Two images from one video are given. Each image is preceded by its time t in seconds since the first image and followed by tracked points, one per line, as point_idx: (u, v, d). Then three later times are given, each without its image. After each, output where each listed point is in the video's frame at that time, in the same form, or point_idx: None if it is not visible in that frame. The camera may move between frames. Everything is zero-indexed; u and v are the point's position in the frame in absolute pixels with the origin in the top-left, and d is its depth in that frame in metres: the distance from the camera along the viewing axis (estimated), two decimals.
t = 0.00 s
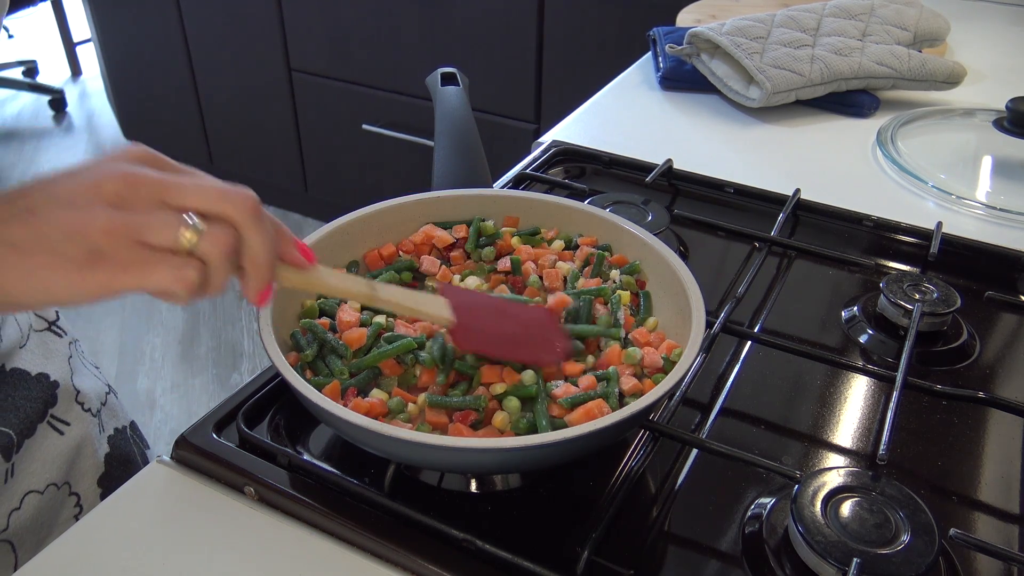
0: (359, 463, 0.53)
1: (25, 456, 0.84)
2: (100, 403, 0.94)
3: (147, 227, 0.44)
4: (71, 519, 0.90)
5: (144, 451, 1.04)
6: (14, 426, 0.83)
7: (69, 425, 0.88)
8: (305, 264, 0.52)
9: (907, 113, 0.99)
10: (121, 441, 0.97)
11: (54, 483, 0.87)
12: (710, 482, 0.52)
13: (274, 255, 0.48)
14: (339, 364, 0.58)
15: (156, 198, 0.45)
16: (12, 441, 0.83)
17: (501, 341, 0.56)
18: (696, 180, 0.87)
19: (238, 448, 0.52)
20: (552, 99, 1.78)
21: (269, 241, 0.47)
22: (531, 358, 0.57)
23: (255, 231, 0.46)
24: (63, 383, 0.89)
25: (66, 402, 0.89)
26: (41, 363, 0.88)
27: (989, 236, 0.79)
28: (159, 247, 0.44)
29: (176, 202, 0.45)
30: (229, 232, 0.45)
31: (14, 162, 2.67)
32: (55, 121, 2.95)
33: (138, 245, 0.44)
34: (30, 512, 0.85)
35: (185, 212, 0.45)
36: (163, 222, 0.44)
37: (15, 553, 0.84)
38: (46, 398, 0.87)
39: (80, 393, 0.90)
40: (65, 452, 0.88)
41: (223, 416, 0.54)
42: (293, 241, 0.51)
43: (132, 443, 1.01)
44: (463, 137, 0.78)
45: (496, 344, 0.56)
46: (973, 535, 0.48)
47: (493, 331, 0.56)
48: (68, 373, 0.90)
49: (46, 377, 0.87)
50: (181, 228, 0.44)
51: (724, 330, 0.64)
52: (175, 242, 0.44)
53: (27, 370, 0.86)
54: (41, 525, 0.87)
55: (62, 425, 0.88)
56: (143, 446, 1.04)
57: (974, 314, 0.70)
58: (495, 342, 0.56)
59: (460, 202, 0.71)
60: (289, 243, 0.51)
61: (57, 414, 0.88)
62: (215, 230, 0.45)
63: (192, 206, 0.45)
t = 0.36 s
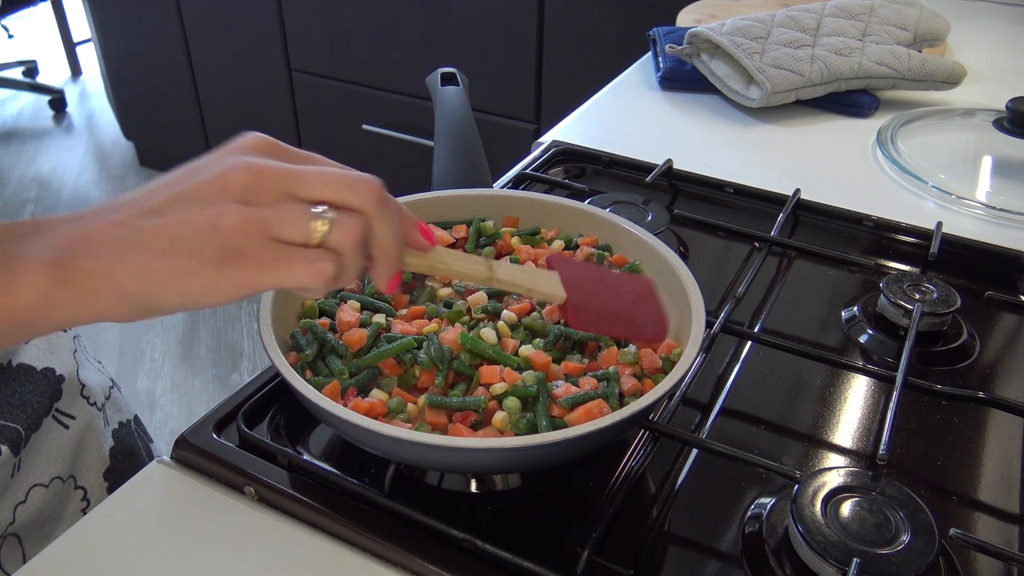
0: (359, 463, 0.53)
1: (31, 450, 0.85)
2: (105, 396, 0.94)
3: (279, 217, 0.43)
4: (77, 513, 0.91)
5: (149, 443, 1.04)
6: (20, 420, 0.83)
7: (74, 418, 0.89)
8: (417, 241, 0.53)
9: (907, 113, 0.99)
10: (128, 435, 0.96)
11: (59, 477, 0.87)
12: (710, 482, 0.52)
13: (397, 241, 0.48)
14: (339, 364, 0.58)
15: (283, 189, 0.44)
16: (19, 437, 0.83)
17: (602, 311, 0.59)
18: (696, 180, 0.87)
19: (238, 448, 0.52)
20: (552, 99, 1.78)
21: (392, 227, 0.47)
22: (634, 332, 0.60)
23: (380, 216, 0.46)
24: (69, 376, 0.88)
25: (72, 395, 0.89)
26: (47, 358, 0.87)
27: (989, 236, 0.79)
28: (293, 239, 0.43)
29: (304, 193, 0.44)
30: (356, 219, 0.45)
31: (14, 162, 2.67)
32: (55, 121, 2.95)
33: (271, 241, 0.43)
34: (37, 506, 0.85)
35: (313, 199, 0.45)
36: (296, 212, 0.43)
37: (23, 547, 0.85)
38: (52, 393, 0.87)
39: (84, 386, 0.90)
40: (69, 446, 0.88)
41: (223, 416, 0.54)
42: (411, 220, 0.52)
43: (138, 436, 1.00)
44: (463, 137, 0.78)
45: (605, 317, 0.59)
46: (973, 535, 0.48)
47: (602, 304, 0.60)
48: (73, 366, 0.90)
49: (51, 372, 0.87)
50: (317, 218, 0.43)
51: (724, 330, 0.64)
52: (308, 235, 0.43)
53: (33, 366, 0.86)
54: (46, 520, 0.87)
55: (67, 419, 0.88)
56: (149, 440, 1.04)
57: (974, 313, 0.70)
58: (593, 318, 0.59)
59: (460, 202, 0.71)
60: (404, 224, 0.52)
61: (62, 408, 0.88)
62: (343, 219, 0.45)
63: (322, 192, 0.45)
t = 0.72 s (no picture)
0: (359, 463, 0.53)
1: (31, 449, 0.85)
2: (103, 394, 0.94)
3: (120, 214, 0.40)
4: (77, 510, 0.91)
5: (146, 440, 1.04)
6: (21, 419, 0.83)
7: (74, 416, 0.88)
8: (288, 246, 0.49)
9: (907, 113, 0.99)
10: (126, 433, 0.97)
11: (59, 476, 0.87)
12: (710, 482, 0.52)
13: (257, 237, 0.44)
14: (339, 364, 0.58)
15: (120, 181, 0.40)
16: (21, 437, 0.83)
17: (493, 317, 0.59)
18: (696, 180, 0.87)
19: (238, 448, 0.52)
20: (552, 99, 1.78)
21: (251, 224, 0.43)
22: (535, 337, 0.60)
23: (236, 217, 0.42)
24: (68, 375, 0.88)
25: (71, 394, 0.88)
26: (45, 357, 0.87)
27: (989, 236, 0.79)
28: (137, 244, 0.40)
29: (141, 185, 0.40)
30: (209, 214, 0.41)
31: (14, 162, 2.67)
32: (55, 121, 2.95)
33: (111, 243, 0.41)
34: (36, 505, 0.85)
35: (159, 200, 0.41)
36: (136, 209, 0.40)
37: (23, 546, 0.85)
38: (52, 391, 0.86)
39: (84, 385, 0.90)
40: (68, 444, 0.88)
41: (223, 416, 0.54)
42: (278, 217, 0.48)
43: (136, 433, 1.00)
44: (463, 137, 0.78)
45: (493, 326, 0.59)
46: (973, 535, 0.48)
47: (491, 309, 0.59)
48: (72, 365, 0.90)
49: (50, 370, 0.87)
50: (157, 216, 0.40)
51: (724, 330, 0.64)
52: (149, 238, 0.40)
53: (31, 364, 0.85)
54: (46, 518, 0.87)
55: (67, 417, 0.87)
56: (146, 437, 1.04)
57: (974, 313, 0.70)
58: (494, 329, 0.59)
59: (460, 202, 0.71)
60: (272, 222, 0.48)
61: (62, 406, 0.87)
62: (194, 218, 0.41)
63: (169, 194, 0.41)
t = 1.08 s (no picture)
0: (359, 463, 0.53)
1: (18, 461, 0.85)
2: (95, 406, 0.94)
3: None
4: (66, 523, 0.91)
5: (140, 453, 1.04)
6: (8, 432, 0.83)
7: (64, 429, 0.89)
8: (172, 241, 0.48)
9: (907, 113, 0.99)
10: (117, 444, 0.97)
11: (47, 489, 0.88)
12: (711, 482, 0.52)
13: (134, 241, 0.46)
14: (339, 364, 0.58)
15: None
16: (6, 449, 0.83)
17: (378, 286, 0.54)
18: (696, 180, 0.87)
19: (238, 448, 0.52)
20: (552, 100, 1.78)
21: (127, 238, 0.45)
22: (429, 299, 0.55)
23: (109, 233, 0.44)
24: (58, 388, 0.89)
25: (61, 407, 0.89)
26: (36, 368, 0.88)
27: (989, 237, 0.79)
28: (13, 258, 0.44)
29: (16, 208, 0.43)
30: (88, 227, 0.44)
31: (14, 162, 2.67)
32: (55, 121, 2.95)
33: None
34: (23, 518, 0.86)
35: (37, 218, 0.44)
36: (15, 229, 0.43)
37: (8, 558, 0.85)
38: (41, 404, 0.87)
39: (75, 397, 0.91)
40: (57, 456, 0.88)
41: (223, 416, 0.54)
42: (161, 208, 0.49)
43: (128, 445, 1.01)
44: (464, 137, 0.78)
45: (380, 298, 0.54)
46: (973, 535, 0.48)
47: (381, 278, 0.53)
48: (62, 378, 0.91)
49: (41, 383, 0.87)
50: (32, 240, 0.44)
51: (724, 330, 0.64)
52: (27, 257, 0.44)
53: (22, 375, 0.86)
54: (34, 529, 0.88)
55: (57, 430, 0.88)
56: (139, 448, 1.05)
57: (974, 313, 0.70)
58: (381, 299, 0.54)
59: (460, 202, 0.71)
60: (155, 212, 0.49)
61: (52, 419, 0.88)
62: (70, 238, 0.44)
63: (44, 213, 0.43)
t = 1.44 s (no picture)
0: (359, 463, 0.53)
1: (6, 462, 0.87)
2: (86, 408, 0.95)
3: (42, 302, 0.43)
4: (56, 526, 0.90)
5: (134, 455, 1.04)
6: None
7: (53, 430, 0.91)
8: (220, 280, 0.46)
9: (907, 113, 0.99)
10: (108, 446, 0.97)
11: (36, 490, 0.88)
12: (711, 482, 0.52)
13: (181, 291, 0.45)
14: (340, 364, 0.58)
15: (43, 275, 0.42)
16: None
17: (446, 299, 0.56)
18: (696, 180, 0.87)
19: (238, 448, 0.52)
20: (552, 100, 1.78)
21: (174, 298, 0.44)
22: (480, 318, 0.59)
23: (155, 302, 0.43)
24: (48, 389, 0.92)
25: (51, 407, 0.91)
26: (26, 371, 0.91)
27: (989, 237, 0.79)
28: (59, 325, 0.45)
29: (64, 278, 0.43)
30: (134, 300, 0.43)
31: (14, 162, 2.67)
32: (55, 121, 2.95)
33: (38, 321, 0.45)
34: (11, 520, 0.86)
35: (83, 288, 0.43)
36: (61, 298, 0.43)
37: None
38: (30, 405, 0.89)
39: (65, 398, 0.93)
40: (46, 457, 0.89)
41: (223, 416, 0.54)
42: (213, 248, 0.46)
43: (121, 447, 1.00)
44: (463, 137, 0.78)
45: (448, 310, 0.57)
46: (973, 535, 0.48)
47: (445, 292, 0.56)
48: (53, 380, 0.93)
49: (30, 384, 0.91)
50: (82, 310, 0.44)
51: (724, 330, 0.64)
52: (79, 326, 0.45)
53: (11, 377, 0.90)
54: (22, 531, 0.87)
55: (46, 431, 0.90)
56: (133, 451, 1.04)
57: (974, 313, 0.70)
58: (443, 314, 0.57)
59: (460, 202, 0.71)
60: (205, 254, 0.46)
61: (41, 421, 0.90)
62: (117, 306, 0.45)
63: (89, 285, 0.43)
